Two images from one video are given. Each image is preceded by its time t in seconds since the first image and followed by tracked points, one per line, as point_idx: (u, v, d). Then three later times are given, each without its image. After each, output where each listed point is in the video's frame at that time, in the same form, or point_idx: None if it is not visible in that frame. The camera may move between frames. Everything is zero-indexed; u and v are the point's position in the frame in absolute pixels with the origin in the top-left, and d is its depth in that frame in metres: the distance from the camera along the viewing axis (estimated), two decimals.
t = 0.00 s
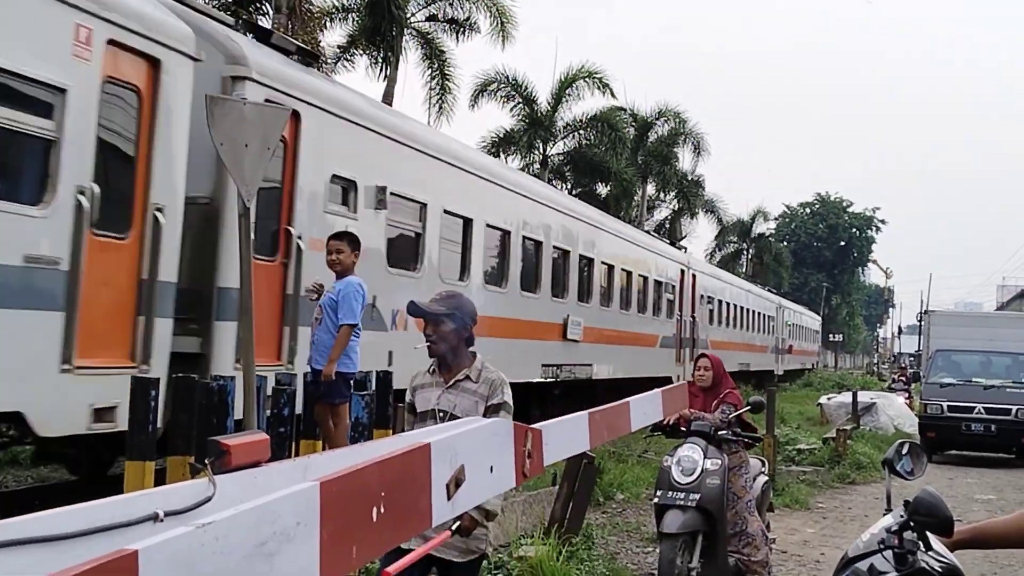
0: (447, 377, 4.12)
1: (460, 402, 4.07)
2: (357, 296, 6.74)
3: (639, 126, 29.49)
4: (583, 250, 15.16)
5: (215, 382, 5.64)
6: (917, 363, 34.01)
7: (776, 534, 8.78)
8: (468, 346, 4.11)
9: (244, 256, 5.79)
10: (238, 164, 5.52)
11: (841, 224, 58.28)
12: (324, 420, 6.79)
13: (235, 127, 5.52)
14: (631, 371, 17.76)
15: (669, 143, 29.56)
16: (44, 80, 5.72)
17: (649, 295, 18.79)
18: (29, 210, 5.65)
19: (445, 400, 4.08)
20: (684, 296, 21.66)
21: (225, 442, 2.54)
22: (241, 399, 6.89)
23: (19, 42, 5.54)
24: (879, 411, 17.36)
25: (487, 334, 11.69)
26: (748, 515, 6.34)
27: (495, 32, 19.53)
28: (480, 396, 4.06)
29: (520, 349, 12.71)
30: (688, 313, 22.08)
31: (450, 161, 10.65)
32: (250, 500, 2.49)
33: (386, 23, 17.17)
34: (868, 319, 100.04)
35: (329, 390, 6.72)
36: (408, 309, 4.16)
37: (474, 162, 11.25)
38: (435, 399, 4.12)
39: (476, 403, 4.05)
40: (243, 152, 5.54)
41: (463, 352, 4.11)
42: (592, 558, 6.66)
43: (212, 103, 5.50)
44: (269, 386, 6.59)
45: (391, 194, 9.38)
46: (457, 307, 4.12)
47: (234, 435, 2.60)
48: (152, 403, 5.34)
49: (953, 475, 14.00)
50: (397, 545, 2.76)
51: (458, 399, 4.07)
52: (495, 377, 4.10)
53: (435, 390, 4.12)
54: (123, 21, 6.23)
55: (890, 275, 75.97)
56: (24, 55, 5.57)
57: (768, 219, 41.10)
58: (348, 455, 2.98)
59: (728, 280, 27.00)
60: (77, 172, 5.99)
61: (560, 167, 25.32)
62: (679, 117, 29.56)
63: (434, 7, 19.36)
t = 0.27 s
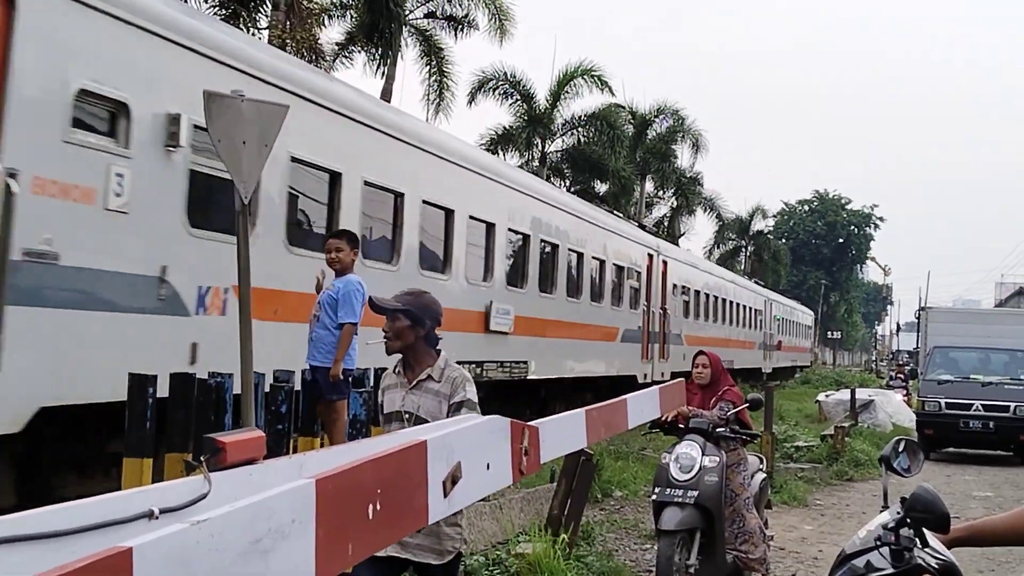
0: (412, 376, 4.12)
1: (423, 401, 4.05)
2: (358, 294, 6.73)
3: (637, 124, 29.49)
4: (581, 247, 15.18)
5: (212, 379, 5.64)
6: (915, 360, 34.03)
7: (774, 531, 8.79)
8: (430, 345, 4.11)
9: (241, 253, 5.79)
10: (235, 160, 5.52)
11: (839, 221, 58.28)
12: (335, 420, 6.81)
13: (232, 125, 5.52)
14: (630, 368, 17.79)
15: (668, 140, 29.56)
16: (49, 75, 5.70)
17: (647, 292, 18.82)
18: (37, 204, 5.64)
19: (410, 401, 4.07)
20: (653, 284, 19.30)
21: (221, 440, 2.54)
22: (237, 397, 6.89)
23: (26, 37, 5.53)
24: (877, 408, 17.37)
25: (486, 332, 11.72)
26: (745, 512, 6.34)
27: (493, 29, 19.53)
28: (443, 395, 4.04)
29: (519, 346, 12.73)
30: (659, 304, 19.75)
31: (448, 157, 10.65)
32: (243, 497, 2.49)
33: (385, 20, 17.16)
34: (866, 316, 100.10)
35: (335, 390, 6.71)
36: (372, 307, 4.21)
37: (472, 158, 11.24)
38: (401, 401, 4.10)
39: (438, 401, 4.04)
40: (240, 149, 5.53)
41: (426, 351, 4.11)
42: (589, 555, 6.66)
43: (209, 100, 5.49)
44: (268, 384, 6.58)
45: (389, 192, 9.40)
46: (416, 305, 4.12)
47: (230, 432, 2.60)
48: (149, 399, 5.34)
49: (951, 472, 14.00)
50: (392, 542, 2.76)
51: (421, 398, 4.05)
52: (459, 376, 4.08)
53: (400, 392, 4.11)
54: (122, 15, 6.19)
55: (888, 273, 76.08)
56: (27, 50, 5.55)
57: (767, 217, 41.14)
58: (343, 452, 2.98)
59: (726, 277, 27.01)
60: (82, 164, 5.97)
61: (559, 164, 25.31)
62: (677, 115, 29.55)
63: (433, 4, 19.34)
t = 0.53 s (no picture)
0: (373, 364, 4.12)
1: (384, 391, 4.04)
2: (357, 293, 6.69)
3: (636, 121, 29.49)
4: (580, 245, 15.18)
5: (211, 376, 5.64)
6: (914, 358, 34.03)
7: (773, 529, 8.79)
8: (390, 333, 4.10)
9: (240, 251, 5.79)
10: (234, 157, 5.52)
11: (839, 219, 58.26)
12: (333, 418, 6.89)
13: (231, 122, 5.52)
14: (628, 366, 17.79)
15: (667, 138, 29.54)
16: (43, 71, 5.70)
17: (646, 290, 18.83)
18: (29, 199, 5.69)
19: (369, 390, 4.06)
20: (637, 279, 18.35)
21: (219, 437, 2.52)
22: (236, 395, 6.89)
23: (23, 35, 5.54)
24: (876, 405, 17.37)
25: (484, 329, 11.73)
26: (745, 510, 6.33)
27: (492, 26, 19.52)
28: (404, 386, 4.03)
29: (517, 345, 12.74)
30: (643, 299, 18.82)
31: (447, 155, 10.64)
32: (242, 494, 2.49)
33: (383, 16, 17.19)
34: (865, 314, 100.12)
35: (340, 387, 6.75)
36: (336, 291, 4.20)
37: (470, 156, 11.24)
38: (361, 391, 4.10)
39: (398, 392, 4.03)
40: (239, 146, 5.53)
41: (387, 340, 4.10)
42: (588, 552, 6.66)
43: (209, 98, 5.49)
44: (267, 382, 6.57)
45: (388, 189, 9.40)
46: (377, 293, 4.09)
47: (230, 429, 2.59)
48: (148, 396, 5.33)
49: (950, 470, 14.01)
50: (390, 540, 2.76)
51: (380, 388, 4.04)
52: (420, 367, 4.06)
53: (360, 381, 4.11)
54: (117, 10, 6.16)
55: (887, 271, 76.10)
56: (23, 47, 5.56)
57: (766, 215, 41.15)
58: (342, 449, 2.98)
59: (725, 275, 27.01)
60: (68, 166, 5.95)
61: (558, 162, 25.31)
62: (677, 112, 29.55)
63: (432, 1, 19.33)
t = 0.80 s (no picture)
0: (344, 350, 4.11)
1: (355, 378, 4.04)
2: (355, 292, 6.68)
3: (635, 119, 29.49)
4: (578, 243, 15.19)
5: (210, 373, 5.64)
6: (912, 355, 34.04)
7: (771, 526, 8.80)
8: (364, 320, 4.11)
9: (239, 248, 5.79)
10: (233, 154, 5.52)
11: (837, 216, 58.26)
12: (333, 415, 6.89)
13: (230, 119, 5.52)
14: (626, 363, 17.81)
15: (666, 135, 29.54)
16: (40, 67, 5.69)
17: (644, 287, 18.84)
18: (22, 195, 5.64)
19: (338, 376, 4.06)
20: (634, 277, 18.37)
21: (218, 435, 2.55)
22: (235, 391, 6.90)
23: (20, 32, 5.55)
24: (874, 403, 17.38)
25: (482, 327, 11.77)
26: (743, 507, 6.34)
27: (491, 24, 19.50)
28: (377, 374, 4.04)
29: (515, 343, 12.77)
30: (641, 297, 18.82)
31: (444, 153, 10.65)
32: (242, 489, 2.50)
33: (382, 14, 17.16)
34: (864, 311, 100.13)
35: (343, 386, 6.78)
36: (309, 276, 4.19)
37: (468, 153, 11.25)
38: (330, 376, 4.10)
39: (371, 379, 4.03)
40: (238, 144, 5.53)
41: (358, 328, 4.11)
42: (586, 550, 6.67)
43: (207, 96, 5.49)
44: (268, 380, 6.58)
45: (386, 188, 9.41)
46: (349, 279, 4.11)
47: (228, 426, 2.62)
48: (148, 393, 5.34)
49: (949, 467, 14.02)
50: (390, 536, 2.76)
51: (352, 374, 4.04)
52: (392, 356, 4.09)
53: (330, 367, 4.11)
54: (111, 5, 6.15)
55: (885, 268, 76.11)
56: (20, 43, 5.55)
57: (764, 212, 41.15)
58: (341, 446, 2.98)
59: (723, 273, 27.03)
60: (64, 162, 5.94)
61: (557, 159, 25.30)
62: (675, 110, 29.55)
63: None
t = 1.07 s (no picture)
0: (319, 351, 4.09)
1: (332, 380, 4.01)
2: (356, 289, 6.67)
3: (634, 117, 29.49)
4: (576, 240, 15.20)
5: (210, 370, 5.64)
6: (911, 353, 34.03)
7: (770, 524, 8.80)
8: (342, 322, 4.11)
9: (238, 247, 5.79)
10: (232, 153, 5.51)
11: (837, 214, 58.27)
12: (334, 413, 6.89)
13: (230, 117, 5.52)
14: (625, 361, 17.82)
15: (665, 133, 29.55)
16: (37, 63, 5.68)
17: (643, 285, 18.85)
18: (19, 192, 5.63)
19: (315, 377, 4.02)
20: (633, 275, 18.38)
21: (218, 431, 2.57)
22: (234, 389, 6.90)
23: (21, 31, 5.55)
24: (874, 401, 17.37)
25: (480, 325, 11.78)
26: (742, 505, 6.33)
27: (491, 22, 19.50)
28: (355, 377, 4.01)
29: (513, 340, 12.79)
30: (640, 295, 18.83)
31: (443, 151, 10.65)
32: (240, 486, 2.50)
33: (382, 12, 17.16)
34: (863, 309, 100.16)
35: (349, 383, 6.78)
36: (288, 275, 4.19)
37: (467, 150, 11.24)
38: (306, 377, 4.06)
39: (349, 381, 4.00)
40: (237, 142, 5.53)
41: (335, 329, 4.10)
42: (586, 548, 6.67)
43: (208, 94, 5.49)
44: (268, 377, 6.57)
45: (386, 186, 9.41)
46: (328, 278, 4.11)
47: (229, 424, 2.64)
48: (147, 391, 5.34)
49: (948, 466, 14.01)
50: (389, 534, 2.76)
51: (329, 375, 4.01)
52: (371, 360, 4.08)
53: (305, 367, 4.07)
54: (110, 2, 6.15)
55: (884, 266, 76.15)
56: (19, 40, 5.55)
57: (764, 210, 41.16)
58: (340, 443, 2.98)
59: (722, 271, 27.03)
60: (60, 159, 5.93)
61: (556, 157, 25.30)
62: (675, 108, 29.55)
63: None
